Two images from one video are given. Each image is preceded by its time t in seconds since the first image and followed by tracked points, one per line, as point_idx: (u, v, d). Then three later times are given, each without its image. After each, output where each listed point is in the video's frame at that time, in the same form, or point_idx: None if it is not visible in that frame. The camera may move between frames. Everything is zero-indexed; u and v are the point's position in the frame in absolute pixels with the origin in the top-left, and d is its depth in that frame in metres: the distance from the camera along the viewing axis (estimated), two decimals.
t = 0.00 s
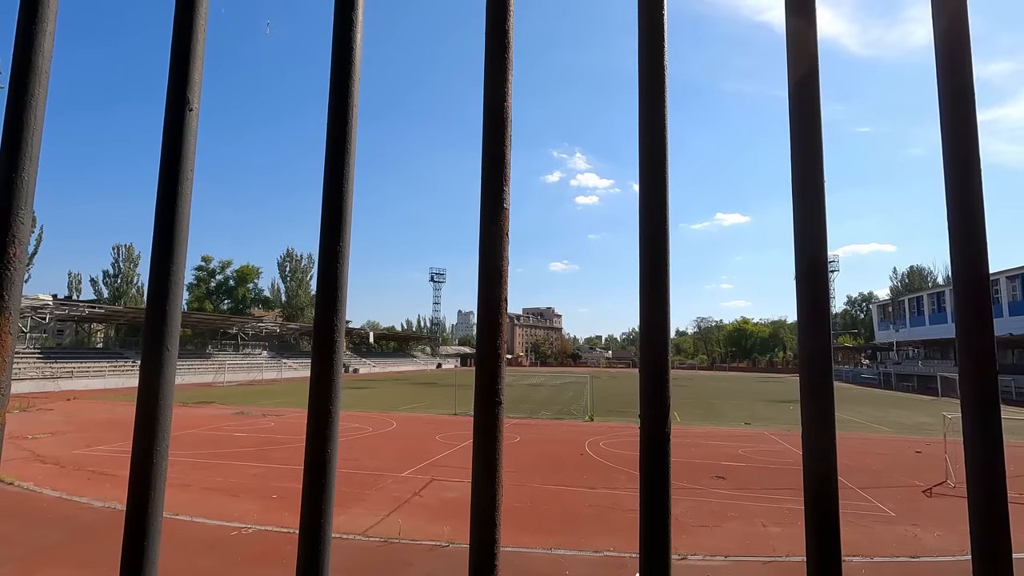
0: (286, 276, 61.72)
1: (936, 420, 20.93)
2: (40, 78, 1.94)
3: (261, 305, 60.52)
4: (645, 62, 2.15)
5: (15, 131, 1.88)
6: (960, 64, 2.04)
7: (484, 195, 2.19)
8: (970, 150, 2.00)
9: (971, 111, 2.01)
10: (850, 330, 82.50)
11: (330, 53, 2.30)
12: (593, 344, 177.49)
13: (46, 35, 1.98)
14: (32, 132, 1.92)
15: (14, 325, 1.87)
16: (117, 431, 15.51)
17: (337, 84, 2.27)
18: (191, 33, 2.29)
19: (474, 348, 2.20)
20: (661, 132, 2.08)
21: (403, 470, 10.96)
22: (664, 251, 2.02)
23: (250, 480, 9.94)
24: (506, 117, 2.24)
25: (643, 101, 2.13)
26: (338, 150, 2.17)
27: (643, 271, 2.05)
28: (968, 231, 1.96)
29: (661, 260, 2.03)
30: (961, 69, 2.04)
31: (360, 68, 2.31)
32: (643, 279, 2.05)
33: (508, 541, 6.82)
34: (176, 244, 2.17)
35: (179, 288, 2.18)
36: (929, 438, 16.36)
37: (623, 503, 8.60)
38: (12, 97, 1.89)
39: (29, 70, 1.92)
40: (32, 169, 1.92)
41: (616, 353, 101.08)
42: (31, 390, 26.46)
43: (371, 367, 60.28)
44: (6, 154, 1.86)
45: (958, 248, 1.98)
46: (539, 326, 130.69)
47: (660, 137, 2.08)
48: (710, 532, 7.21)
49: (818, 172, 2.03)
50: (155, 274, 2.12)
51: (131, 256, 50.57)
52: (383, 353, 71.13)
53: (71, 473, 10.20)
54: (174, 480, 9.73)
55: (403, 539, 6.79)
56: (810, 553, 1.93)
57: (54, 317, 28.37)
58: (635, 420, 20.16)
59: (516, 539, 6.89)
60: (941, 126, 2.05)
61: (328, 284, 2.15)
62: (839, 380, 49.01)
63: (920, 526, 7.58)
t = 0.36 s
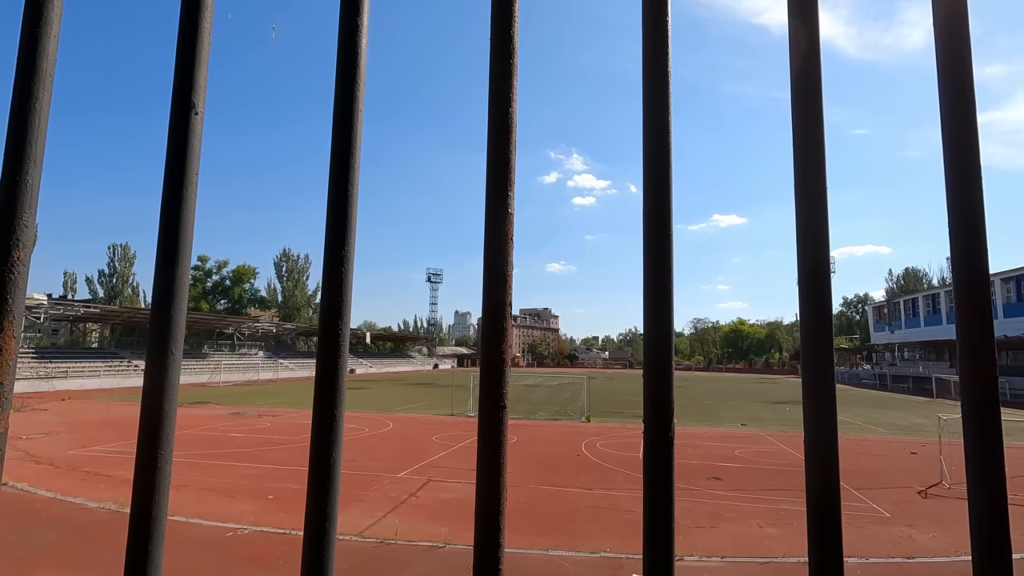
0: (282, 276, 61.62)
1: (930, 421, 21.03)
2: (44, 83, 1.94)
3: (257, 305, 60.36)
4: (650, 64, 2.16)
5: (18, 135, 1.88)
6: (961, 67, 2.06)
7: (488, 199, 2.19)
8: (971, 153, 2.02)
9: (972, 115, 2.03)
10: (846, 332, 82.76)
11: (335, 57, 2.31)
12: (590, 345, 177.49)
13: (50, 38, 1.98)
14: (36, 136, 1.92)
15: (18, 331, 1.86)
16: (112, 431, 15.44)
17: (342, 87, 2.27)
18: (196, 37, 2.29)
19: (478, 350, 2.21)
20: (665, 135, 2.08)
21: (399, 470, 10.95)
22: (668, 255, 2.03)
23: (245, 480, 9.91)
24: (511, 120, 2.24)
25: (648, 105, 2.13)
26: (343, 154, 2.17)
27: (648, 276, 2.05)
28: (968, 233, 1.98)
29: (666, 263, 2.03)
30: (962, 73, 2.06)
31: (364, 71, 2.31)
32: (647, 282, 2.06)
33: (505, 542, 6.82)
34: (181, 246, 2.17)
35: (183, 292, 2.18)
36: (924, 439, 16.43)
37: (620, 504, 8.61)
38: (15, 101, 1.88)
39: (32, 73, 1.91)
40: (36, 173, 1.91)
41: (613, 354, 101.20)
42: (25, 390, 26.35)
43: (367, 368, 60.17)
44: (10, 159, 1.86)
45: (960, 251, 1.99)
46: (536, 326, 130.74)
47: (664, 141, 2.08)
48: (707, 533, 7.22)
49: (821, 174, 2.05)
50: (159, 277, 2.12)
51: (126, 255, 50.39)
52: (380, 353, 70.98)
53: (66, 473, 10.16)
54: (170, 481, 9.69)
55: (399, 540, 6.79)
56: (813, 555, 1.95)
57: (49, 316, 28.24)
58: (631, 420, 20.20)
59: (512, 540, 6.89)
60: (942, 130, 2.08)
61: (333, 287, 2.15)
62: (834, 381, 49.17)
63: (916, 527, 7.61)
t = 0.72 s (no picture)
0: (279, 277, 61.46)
1: (925, 421, 21.14)
2: (42, 82, 1.95)
3: (253, 305, 60.25)
4: (645, 67, 2.18)
5: (15, 136, 1.88)
6: (954, 68, 2.08)
7: (485, 199, 2.21)
8: (961, 154, 2.06)
9: (963, 117, 2.06)
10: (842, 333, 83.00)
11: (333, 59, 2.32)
12: (587, 345, 177.66)
13: (48, 38, 1.98)
14: (34, 135, 1.92)
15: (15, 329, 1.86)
16: (107, 432, 15.37)
17: (340, 89, 2.29)
18: (194, 38, 2.30)
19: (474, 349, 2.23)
20: (659, 137, 2.10)
21: (396, 471, 10.94)
22: (663, 256, 2.05)
23: (242, 481, 9.89)
24: (507, 120, 2.26)
25: (643, 105, 2.15)
26: (341, 154, 2.18)
27: (642, 276, 2.08)
28: (957, 234, 2.02)
29: (659, 264, 2.07)
30: (953, 76, 2.08)
31: (362, 71, 2.33)
32: (641, 282, 2.08)
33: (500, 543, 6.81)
34: (178, 246, 2.17)
35: (180, 291, 2.18)
36: (919, 440, 16.49)
37: (616, 504, 8.63)
38: (12, 101, 1.89)
39: (30, 75, 1.92)
40: (33, 173, 1.92)
41: (610, 355, 101.22)
42: (20, 390, 26.21)
43: (364, 368, 60.08)
44: (8, 158, 1.87)
45: (950, 251, 2.03)
46: (533, 327, 130.91)
47: (658, 142, 2.11)
48: (703, 533, 7.24)
49: (814, 176, 2.07)
50: (157, 277, 2.13)
51: (122, 255, 50.19)
52: (377, 353, 70.89)
53: (61, 474, 10.11)
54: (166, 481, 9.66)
55: (397, 541, 6.79)
56: (806, 554, 1.96)
57: (44, 316, 28.10)
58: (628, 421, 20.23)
59: (509, 541, 6.89)
60: (934, 132, 2.10)
61: (330, 288, 2.17)
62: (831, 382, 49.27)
63: (911, 527, 7.66)
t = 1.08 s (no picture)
0: (276, 277, 61.37)
1: (921, 422, 21.25)
2: (41, 84, 1.95)
3: (250, 305, 60.07)
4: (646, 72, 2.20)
5: (14, 137, 1.88)
6: (953, 70, 2.09)
7: (485, 202, 2.21)
8: (959, 157, 2.07)
9: (962, 121, 2.08)
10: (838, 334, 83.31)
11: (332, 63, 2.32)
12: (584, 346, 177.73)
13: (47, 40, 1.98)
14: (33, 136, 1.92)
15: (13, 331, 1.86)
16: (103, 432, 15.31)
17: (339, 90, 2.29)
18: (195, 39, 2.30)
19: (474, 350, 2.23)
20: (659, 139, 2.11)
21: (393, 471, 10.94)
22: (664, 257, 2.04)
23: (238, 482, 9.86)
24: (507, 121, 2.27)
25: (642, 106, 2.16)
26: (341, 155, 2.18)
27: (642, 278, 2.09)
28: (955, 235, 2.03)
29: (659, 265, 2.07)
30: (951, 80, 2.09)
31: (361, 74, 2.33)
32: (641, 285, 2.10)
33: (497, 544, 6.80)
34: (177, 248, 2.17)
35: (179, 293, 2.18)
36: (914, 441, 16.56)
37: (614, 505, 8.63)
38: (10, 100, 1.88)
39: (29, 76, 1.92)
40: (32, 174, 1.91)
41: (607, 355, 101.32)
42: (15, 390, 26.08)
43: (361, 368, 59.98)
44: (7, 159, 1.86)
45: (947, 253, 2.04)
46: (531, 327, 131.06)
47: (658, 145, 2.11)
48: (700, 534, 7.25)
49: (813, 177, 2.08)
50: (156, 279, 2.12)
51: (118, 255, 50.00)
52: (374, 354, 70.77)
53: (57, 474, 10.07)
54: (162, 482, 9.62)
55: (394, 541, 6.77)
56: (803, 553, 1.98)
57: (39, 316, 27.98)
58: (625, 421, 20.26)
59: (506, 542, 6.88)
60: (932, 135, 2.12)
61: (330, 290, 2.18)
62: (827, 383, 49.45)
63: (907, 527, 7.69)
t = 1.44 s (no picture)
0: (273, 277, 61.29)
1: (917, 423, 21.31)
2: (31, 83, 1.93)
3: (246, 306, 59.91)
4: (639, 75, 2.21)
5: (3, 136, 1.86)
6: (946, 73, 2.10)
7: (479, 204, 2.21)
8: (953, 160, 2.06)
9: (956, 125, 2.08)
10: (834, 334, 83.65)
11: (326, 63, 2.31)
12: (582, 347, 177.80)
13: (38, 38, 1.97)
14: (21, 137, 1.90)
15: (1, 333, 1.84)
16: (98, 433, 15.23)
17: (334, 89, 2.28)
18: (187, 38, 2.28)
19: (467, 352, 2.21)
20: (655, 139, 2.10)
21: (390, 472, 10.93)
22: (658, 258, 2.04)
23: (234, 483, 9.83)
24: (501, 122, 2.26)
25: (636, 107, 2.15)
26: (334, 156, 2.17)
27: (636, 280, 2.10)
28: (949, 238, 2.02)
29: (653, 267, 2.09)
30: (948, 83, 2.09)
31: (355, 76, 2.32)
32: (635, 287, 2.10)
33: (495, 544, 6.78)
34: (169, 248, 2.15)
35: (170, 294, 2.16)
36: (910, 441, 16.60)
37: (610, 505, 8.64)
38: None
39: (19, 74, 1.90)
40: (21, 175, 1.89)
41: (604, 356, 101.42)
42: (9, 391, 25.93)
43: (358, 368, 59.84)
44: None
45: (941, 254, 2.04)
46: (527, 328, 131.45)
47: (653, 145, 2.10)
48: (697, 534, 7.26)
49: (807, 178, 2.08)
50: (147, 280, 2.10)
51: (114, 255, 49.82)
52: (371, 354, 70.70)
53: (51, 475, 10.01)
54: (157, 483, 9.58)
55: (391, 542, 6.75)
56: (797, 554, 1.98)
57: (34, 316, 27.85)
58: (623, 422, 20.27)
59: (503, 543, 6.85)
60: (926, 139, 2.12)
61: (323, 292, 2.17)
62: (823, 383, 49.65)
63: (903, 528, 7.70)
